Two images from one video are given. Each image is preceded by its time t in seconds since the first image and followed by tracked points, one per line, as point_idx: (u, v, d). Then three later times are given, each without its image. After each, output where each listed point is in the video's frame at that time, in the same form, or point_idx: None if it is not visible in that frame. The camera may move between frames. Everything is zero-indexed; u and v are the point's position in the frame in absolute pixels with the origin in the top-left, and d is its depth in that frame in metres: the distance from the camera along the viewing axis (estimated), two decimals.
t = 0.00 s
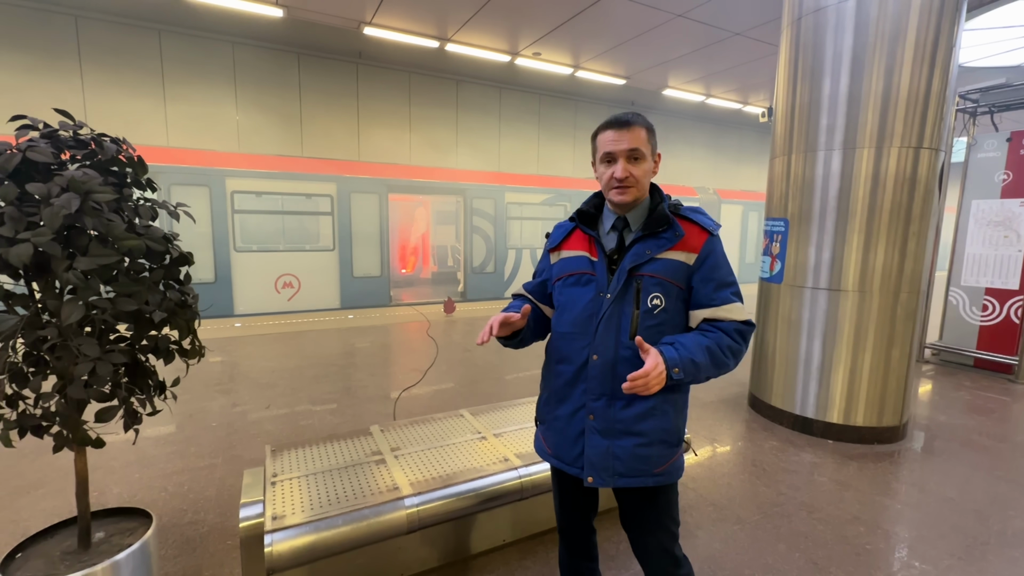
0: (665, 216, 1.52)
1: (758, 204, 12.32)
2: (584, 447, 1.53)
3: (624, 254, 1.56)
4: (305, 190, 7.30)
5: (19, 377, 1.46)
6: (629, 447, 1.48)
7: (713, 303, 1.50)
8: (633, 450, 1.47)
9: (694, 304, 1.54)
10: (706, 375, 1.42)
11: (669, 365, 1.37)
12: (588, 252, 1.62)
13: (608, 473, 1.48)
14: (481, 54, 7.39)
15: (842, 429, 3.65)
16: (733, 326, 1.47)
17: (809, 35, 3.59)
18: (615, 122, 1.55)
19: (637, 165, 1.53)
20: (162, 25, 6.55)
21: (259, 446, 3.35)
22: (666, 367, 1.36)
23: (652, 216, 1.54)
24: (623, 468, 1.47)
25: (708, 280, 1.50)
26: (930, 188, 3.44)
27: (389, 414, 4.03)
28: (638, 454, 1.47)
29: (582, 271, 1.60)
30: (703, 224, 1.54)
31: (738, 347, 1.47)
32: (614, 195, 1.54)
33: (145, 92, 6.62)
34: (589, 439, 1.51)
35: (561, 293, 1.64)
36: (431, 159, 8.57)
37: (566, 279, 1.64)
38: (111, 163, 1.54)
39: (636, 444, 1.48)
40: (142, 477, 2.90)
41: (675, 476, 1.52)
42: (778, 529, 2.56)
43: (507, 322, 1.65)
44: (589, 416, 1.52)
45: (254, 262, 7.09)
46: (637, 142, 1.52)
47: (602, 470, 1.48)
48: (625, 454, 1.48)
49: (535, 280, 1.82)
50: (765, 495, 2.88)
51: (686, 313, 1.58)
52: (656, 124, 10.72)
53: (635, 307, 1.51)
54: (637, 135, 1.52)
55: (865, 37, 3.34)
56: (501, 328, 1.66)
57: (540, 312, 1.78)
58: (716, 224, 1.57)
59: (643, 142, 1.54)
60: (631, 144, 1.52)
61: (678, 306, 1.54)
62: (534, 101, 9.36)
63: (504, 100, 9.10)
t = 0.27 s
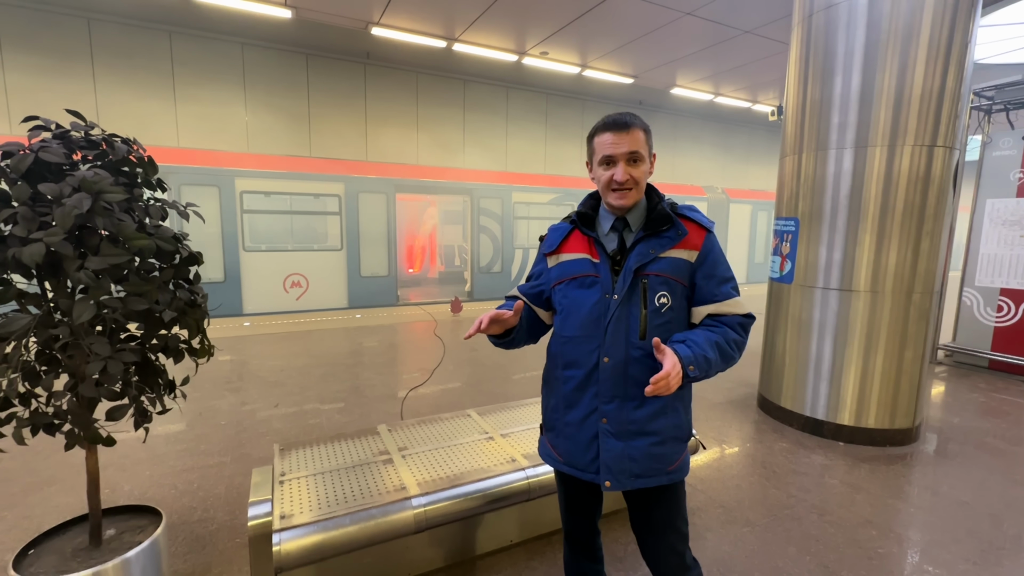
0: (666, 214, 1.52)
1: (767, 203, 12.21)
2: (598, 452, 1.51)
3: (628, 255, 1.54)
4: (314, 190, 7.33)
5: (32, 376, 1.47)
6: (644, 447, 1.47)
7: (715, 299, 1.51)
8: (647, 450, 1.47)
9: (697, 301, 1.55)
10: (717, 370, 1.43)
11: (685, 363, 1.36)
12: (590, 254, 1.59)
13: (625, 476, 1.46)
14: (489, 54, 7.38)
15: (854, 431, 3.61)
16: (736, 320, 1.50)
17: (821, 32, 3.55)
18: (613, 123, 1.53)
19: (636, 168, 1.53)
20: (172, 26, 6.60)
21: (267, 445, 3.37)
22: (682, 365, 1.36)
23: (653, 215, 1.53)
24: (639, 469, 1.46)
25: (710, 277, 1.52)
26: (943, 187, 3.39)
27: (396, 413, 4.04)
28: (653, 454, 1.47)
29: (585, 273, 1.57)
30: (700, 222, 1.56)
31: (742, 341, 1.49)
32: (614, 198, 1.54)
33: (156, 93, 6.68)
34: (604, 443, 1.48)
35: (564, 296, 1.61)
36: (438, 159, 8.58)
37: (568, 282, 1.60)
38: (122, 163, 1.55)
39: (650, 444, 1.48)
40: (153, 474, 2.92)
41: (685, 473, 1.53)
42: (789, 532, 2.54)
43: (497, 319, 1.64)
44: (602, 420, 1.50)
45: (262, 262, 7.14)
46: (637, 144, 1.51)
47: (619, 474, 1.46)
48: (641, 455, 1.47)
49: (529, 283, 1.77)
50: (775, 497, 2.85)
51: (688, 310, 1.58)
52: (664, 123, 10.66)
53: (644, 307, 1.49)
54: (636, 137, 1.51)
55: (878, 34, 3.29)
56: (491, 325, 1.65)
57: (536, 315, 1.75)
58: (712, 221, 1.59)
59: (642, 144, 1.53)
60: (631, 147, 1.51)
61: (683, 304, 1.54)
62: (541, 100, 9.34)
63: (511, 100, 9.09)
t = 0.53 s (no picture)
0: (668, 212, 1.51)
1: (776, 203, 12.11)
2: (608, 454, 1.49)
3: (631, 254, 1.52)
4: (321, 190, 7.36)
5: (42, 374, 1.48)
6: (655, 446, 1.46)
7: (719, 295, 1.50)
8: (659, 449, 1.46)
9: (700, 297, 1.53)
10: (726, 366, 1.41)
11: (695, 360, 1.34)
12: (593, 255, 1.57)
13: (638, 477, 1.45)
14: (495, 53, 7.37)
15: (864, 433, 3.56)
16: (741, 315, 1.49)
17: (831, 29, 3.51)
18: (610, 122, 1.51)
19: (635, 166, 1.51)
20: (181, 28, 6.66)
21: (274, 444, 3.38)
22: (692, 361, 1.34)
23: (654, 213, 1.52)
24: (651, 469, 1.45)
25: (713, 273, 1.51)
26: (957, 186, 3.34)
27: (402, 413, 4.04)
28: (665, 453, 1.46)
29: (589, 275, 1.56)
30: (701, 219, 1.55)
31: (747, 335, 1.48)
32: (612, 197, 1.52)
33: (166, 95, 6.74)
34: (615, 444, 1.47)
35: (568, 298, 1.59)
36: (444, 159, 8.58)
37: (571, 284, 1.59)
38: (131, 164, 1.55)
39: (661, 443, 1.47)
40: (162, 473, 2.95)
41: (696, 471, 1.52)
42: (798, 535, 2.51)
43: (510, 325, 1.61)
44: (612, 421, 1.48)
45: (270, 261, 7.18)
46: (634, 142, 1.50)
47: (631, 475, 1.44)
48: (652, 455, 1.46)
49: (530, 287, 1.75)
50: (784, 500, 2.82)
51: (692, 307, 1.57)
52: (672, 122, 10.60)
53: (650, 306, 1.48)
54: (634, 135, 1.50)
55: (890, 31, 3.25)
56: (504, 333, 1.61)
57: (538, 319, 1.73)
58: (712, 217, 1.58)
59: (640, 142, 1.52)
60: (629, 145, 1.50)
61: (687, 302, 1.53)
62: (548, 100, 9.32)
63: (518, 100, 9.08)
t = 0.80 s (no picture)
0: (667, 212, 1.49)
1: (783, 203, 12.04)
2: (608, 455, 1.48)
3: (630, 254, 1.51)
4: (327, 190, 7.38)
5: (47, 373, 1.49)
6: (655, 447, 1.45)
7: (721, 294, 1.48)
8: (659, 450, 1.45)
9: (701, 297, 1.51)
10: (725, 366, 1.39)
11: (693, 361, 1.33)
12: (592, 255, 1.56)
13: (637, 478, 1.43)
14: (501, 53, 7.36)
15: (873, 435, 3.53)
16: (742, 315, 1.47)
17: (840, 26, 3.47)
18: (607, 126, 1.50)
19: (634, 169, 1.50)
20: (189, 29, 6.70)
21: (279, 443, 3.39)
22: (690, 362, 1.32)
23: (654, 213, 1.50)
24: (652, 470, 1.44)
25: (714, 273, 1.49)
26: (968, 185, 3.30)
27: (407, 412, 4.04)
28: (665, 454, 1.45)
29: (588, 274, 1.55)
30: (702, 218, 1.52)
31: (749, 336, 1.46)
32: (613, 201, 1.51)
33: (173, 95, 6.78)
34: (615, 445, 1.46)
35: (567, 298, 1.58)
36: (450, 159, 8.58)
37: (570, 285, 1.58)
38: (135, 163, 1.56)
39: (662, 444, 1.45)
40: (167, 471, 2.96)
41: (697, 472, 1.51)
42: (805, 538, 2.48)
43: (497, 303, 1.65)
44: (612, 422, 1.47)
45: (276, 261, 7.21)
46: (632, 146, 1.49)
47: (631, 476, 1.43)
48: (652, 456, 1.45)
49: (532, 285, 1.75)
50: (791, 502, 2.79)
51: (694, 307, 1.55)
52: (678, 121, 10.55)
53: (649, 305, 1.47)
54: (631, 138, 1.48)
55: (899, 29, 3.21)
56: (484, 305, 1.65)
57: (537, 318, 1.74)
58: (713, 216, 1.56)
59: (638, 145, 1.50)
60: (627, 149, 1.48)
61: (688, 302, 1.51)
62: (553, 99, 9.30)
63: (524, 99, 9.06)
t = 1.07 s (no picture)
0: (667, 213, 1.48)
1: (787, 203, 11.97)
2: (605, 457, 1.46)
3: (629, 255, 1.50)
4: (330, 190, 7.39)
5: (49, 373, 1.48)
6: (652, 451, 1.43)
7: (721, 297, 1.45)
8: (655, 454, 1.43)
9: (701, 300, 1.49)
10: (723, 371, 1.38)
11: (687, 365, 1.31)
12: (591, 256, 1.55)
13: (633, 481, 1.42)
14: (503, 53, 7.35)
15: (878, 437, 3.50)
16: (743, 318, 1.44)
17: (845, 25, 3.45)
18: (606, 122, 1.49)
19: (631, 167, 1.49)
20: (193, 30, 6.72)
21: (281, 443, 3.39)
22: (683, 366, 1.31)
23: (654, 214, 1.49)
24: (648, 474, 1.42)
25: (714, 275, 1.46)
26: (975, 185, 3.27)
27: (409, 413, 4.04)
28: (662, 458, 1.43)
29: (586, 276, 1.54)
30: (703, 220, 1.51)
31: (749, 340, 1.44)
32: (609, 198, 1.50)
33: (177, 96, 6.80)
34: (611, 448, 1.44)
35: (566, 300, 1.58)
36: (453, 159, 8.59)
37: (569, 286, 1.58)
38: (137, 164, 1.56)
39: (659, 447, 1.43)
40: (170, 471, 2.96)
41: (696, 477, 1.49)
42: (810, 541, 2.46)
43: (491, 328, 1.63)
44: (608, 424, 1.46)
45: (280, 261, 7.22)
46: (630, 143, 1.48)
47: (627, 479, 1.42)
48: (649, 459, 1.43)
49: (534, 287, 1.77)
50: (796, 505, 2.77)
51: (695, 310, 1.53)
52: (682, 121, 10.51)
53: (647, 308, 1.45)
54: (629, 135, 1.47)
55: (906, 27, 3.19)
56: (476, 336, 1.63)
57: (537, 320, 1.75)
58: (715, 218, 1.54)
59: (637, 143, 1.49)
60: (624, 146, 1.47)
61: (688, 304, 1.49)
62: (557, 99, 9.28)
63: (527, 99, 9.05)
